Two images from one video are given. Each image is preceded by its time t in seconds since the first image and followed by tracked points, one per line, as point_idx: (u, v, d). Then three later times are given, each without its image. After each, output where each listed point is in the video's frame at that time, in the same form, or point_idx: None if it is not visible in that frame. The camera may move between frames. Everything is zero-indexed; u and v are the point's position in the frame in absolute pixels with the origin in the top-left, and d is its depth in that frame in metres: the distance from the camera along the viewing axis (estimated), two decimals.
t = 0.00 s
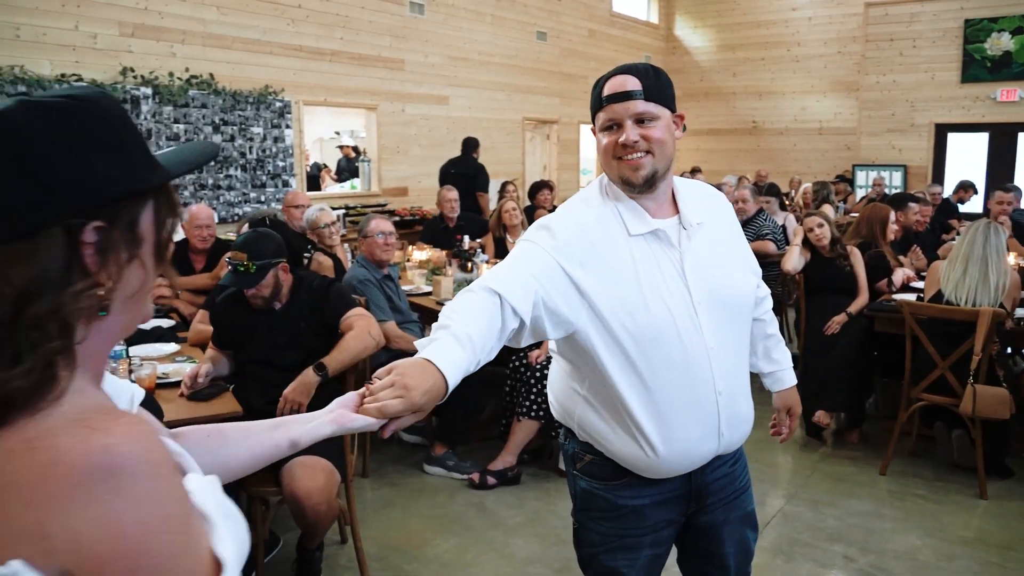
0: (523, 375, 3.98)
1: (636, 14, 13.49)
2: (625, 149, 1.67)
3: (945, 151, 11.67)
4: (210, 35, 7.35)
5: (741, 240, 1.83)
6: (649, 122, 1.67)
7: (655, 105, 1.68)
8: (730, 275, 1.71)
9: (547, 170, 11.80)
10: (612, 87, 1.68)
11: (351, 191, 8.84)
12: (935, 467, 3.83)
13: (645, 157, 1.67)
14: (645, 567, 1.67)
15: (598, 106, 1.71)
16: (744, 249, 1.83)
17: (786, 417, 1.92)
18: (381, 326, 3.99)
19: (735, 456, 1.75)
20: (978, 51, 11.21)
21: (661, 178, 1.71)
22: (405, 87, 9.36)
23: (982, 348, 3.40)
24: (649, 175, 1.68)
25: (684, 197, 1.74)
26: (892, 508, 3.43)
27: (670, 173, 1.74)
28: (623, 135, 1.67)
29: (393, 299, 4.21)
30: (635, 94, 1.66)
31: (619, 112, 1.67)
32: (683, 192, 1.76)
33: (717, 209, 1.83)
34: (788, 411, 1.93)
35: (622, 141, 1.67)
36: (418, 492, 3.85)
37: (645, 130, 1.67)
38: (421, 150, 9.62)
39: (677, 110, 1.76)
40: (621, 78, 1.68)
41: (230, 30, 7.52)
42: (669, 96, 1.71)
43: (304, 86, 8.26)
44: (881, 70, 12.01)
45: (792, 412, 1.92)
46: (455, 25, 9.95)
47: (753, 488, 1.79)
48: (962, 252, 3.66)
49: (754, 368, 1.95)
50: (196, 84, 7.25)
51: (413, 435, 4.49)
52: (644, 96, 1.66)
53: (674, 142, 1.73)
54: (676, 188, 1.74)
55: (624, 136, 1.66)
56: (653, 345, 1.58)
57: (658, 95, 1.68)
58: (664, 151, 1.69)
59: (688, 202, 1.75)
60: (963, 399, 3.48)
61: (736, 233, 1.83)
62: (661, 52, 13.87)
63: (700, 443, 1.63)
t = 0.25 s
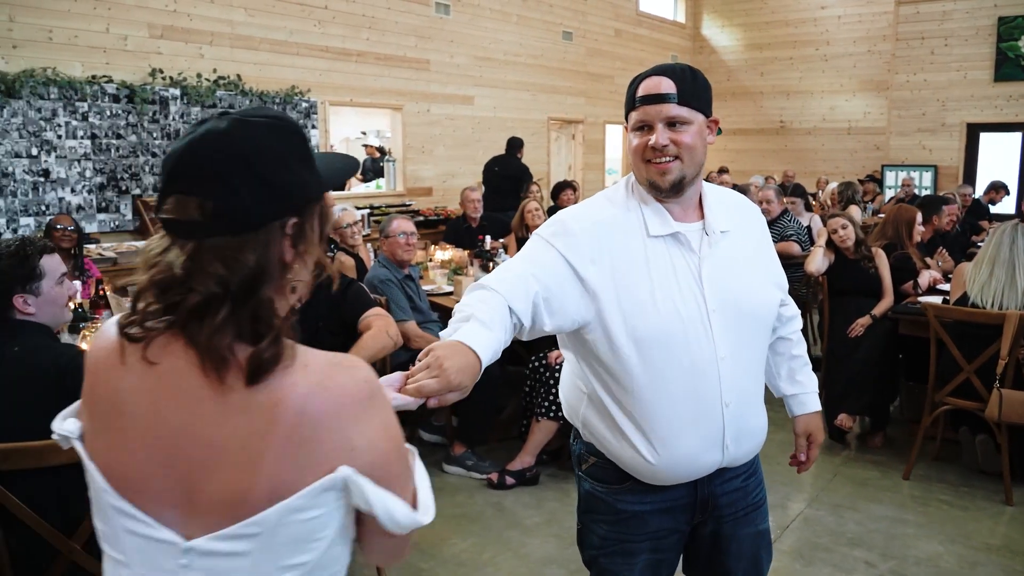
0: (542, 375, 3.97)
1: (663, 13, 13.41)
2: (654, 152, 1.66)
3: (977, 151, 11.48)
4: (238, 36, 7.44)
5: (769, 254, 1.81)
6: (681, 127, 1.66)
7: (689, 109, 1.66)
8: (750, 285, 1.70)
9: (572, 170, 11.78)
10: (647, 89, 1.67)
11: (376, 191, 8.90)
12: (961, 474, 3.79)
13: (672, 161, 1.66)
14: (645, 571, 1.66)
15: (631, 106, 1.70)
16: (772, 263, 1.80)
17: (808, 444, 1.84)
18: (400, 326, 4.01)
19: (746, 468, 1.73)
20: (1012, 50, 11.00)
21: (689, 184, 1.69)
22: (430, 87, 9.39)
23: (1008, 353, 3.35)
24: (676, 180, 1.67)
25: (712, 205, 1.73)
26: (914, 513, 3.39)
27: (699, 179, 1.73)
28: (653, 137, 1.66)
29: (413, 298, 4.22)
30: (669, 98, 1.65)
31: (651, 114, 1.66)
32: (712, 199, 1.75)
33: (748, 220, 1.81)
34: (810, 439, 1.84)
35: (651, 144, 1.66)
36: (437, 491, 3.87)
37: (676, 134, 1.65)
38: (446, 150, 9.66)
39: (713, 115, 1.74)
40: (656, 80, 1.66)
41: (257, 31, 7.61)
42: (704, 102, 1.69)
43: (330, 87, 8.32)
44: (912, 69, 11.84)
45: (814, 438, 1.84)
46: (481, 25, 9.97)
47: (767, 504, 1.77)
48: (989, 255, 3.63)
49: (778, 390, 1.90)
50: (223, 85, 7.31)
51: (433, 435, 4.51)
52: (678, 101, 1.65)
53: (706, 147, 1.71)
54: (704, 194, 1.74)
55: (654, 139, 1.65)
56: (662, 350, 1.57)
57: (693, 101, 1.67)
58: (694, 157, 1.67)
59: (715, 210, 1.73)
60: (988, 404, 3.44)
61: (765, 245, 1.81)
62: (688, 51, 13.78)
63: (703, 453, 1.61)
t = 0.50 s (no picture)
0: (541, 376, 3.96)
1: (667, 12, 13.39)
2: (666, 155, 1.60)
3: (980, 151, 11.44)
4: (239, 36, 7.44)
5: (797, 263, 1.73)
6: (696, 130, 1.59)
7: (706, 113, 1.59)
8: (762, 292, 1.63)
9: (575, 170, 11.76)
10: (665, 89, 1.61)
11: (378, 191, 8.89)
12: (961, 475, 3.78)
13: (683, 165, 1.60)
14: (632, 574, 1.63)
15: (650, 105, 1.65)
16: (798, 271, 1.72)
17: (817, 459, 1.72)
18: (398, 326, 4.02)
19: (749, 487, 1.67)
20: (1016, 49, 10.96)
21: (702, 188, 1.63)
22: (433, 87, 9.39)
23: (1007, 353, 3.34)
24: (687, 184, 1.61)
25: (731, 210, 1.67)
26: (914, 514, 3.37)
27: (717, 182, 1.67)
28: (665, 139, 1.60)
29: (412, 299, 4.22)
30: (684, 99, 1.58)
31: (666, 115, 1.60)
32: (734, 204, 1.69)
33: (776, 227, 1.73)
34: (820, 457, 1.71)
35: (664, 146, 1.60)
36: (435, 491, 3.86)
37: (690, 137, 1.59)
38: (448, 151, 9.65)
39: (734, 118, 1.65)
40: (674, 81, 1.60)
41: (259, 31, 7.62)
42: (724, 106, 1.61)
43: (332, 86, 8.32)
44: (916, 68, 11.80)
45: (828, 462, 1.71)
46: (483, 25, 9.97)
47: (771, 527, 1.69)
48: (989, 255, 3.62)
49: (795, 409, 1.79)
50: (225, 85, 7.34)
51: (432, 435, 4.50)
52: (695, 103, 1.58)
53: (724, 152, 1.63)
54: (724, 198, 1.68)
55: (666, 141, 1.59)
56: (655, 352, 1.56)
57: (710, 104, 1.59)
58: (708, 162, 1.60)
59: (735, 214, 1.67)
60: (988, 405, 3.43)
61: (792, 254, 1.73)
62: (692, 51, 13.75)
63: (692, 460, 1.58)
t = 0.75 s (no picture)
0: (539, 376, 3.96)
1: (665, 13, 13.39)
2: (673, 156, 1.58)
3: (978, 152, 11.45)
4: (237, 36, 7.43)
5: (815, 267, 1.68)
6: (703, 131, 1.56)
7: (713, 114, 1.56)
8: (770, 295, 1.59)
9: (574, 170, 11.75)
10: (673, 90, 1.59)
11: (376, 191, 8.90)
12: (959, 474, 3.79)
13: (689, 166, 1.58)
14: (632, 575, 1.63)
15: (658, 107, 1.63)
16: (812, 275, 1.67)
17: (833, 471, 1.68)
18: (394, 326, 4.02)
19: (757, 494, 1.64)
20: (1014, 50, 10.97)
21: (711, 189, 1.60)
22: (431, 87, 9.38)
23: (1004, 352, 3.35)
24: (695, 186, 1.59)
25: (742, 211, 1.63)
26: (912, 514, 3.37)
27: (728, 183, 1.64)
28: (671, 140, 1.58)
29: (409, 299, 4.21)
30: (691, 100, 1.56)
31: (673, 117, 1.58)
32: (747, 204, 1.65)
33: (793, 229, 1.68)
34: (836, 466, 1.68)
35: (670, 148, 1.58)
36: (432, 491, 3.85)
37: (697, 138, 1.56)
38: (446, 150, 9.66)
39: (745, 118, 1.61)
40: (681, 82, 1.58)
41: (257, 31, 7.61)
42: (733, 106, 1.58)
43: (330, 86, 8.31)
44: (914, 69, 11.81)
45: (840, 471, 1.68)
46: (482, 24, 9.96)
47: (782, 537, 1.66)
48: (986, 255, 3.62)
49: (811, 416, 1.77)
50: (223, 84, 7.34)
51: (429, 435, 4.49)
52: (701, 104, 1.55)
53: (733, 152, 1.60)
54: (736, 199, 1.65)
55: (672, 142, 1.57)
56: (654, 352, 1.55)
57: (717, 104, 1.56)
58: (715, 163, 1.58)
59: (746, 215, 1.63)
60: (986, 404, 3.43)
61: (809, 256, 1.67)
62: (690, 51, 13.76)
63: (691, 462, 1.56)
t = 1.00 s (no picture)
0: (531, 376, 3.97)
1: (657, 13, 13.41)
2: (680, 158, 1.56)
3: (969, 151, 11.50)
4: (227, 36, 7.40)
5: (829, 268, 1.64)
6: (710, 134, 1.54)
7: (721, 116, 1.53)
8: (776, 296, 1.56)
9: (566, 170, 11.75)
10: (681, 90, 1.56)
11: (367, 191, 8.87)
12: (949, 473, 3.81)
13: (696, 169, 1.56)
14: None
15: (667, 107, 1.60)
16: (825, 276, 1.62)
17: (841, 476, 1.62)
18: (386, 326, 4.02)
19: (761, 500, 1.62)
20: (1004, 50, 11.02)
21: (719, 191, 1.59)
22: (422, 87, 9.36)
23: (994, 351, 3.37)
24: (703, 188, 1.57)
25: (752, 213, 1.60)
26: (902, 513, 3.38)
27: (737, 184, 1.62)
28: (679, 142, 1.56)
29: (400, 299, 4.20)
30: (698, 102, 1.53)
31: (680, 119, 1.55)
32: (758, 205, 1.62)
33: (806, 230, 1.64)
34: (843, 470, 1.62)
35: (678, 149, 1.56)
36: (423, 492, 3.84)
37: (705, 141, 1.54)
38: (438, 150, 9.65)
39: (754, 119, 1.58)
40: (689, 83, 1.55)
41: (248, 30, 7.58)
42: (742, 107, 1.55)
43: (321, 86, 8.29)
44: (905, 69, 11.84)
45: (847, 478, 1.60)
46: (474, 25, 9.95)
47: (787, 545, 1.65)
48: (976, 255, 3.63)
49: (825, 422, 1.71)
50: (213, 85, 7.31)
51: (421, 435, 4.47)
52: (708, 106, 1.53)
53: (741, 154, 1.58)
54: (746, 200, 1.62)
55: (680, 145, 1.56)
56: (658, 353, 1.54)
57: (725, 106, 1.53)
58: (722, 166, 1.55)
59: (755, 216, 1.60)
60: (976, 403, 3.45)
61: (822, 258, 1.63)
62: (682, 51, 13.78)
63: (696, 464, 1.55)
